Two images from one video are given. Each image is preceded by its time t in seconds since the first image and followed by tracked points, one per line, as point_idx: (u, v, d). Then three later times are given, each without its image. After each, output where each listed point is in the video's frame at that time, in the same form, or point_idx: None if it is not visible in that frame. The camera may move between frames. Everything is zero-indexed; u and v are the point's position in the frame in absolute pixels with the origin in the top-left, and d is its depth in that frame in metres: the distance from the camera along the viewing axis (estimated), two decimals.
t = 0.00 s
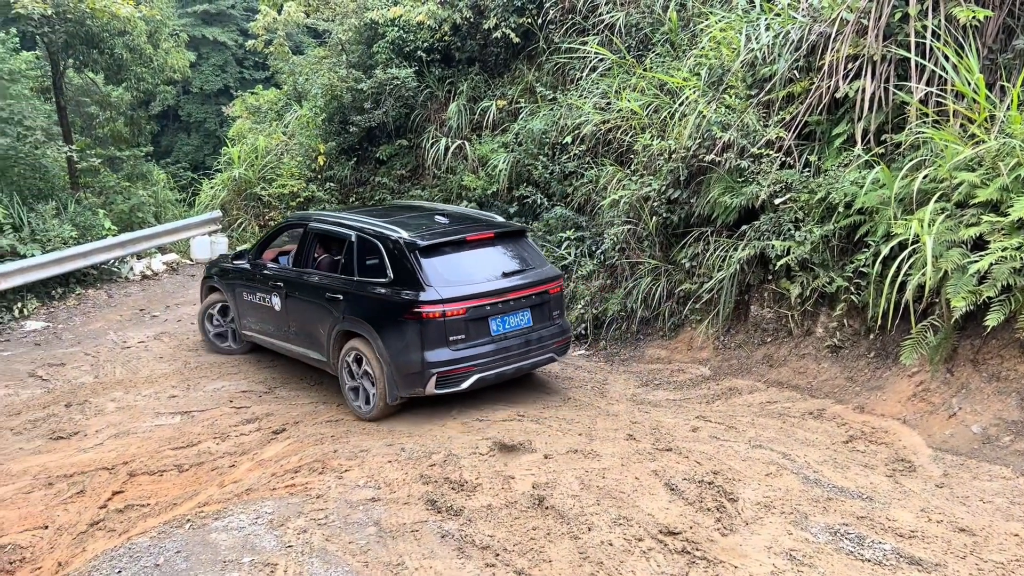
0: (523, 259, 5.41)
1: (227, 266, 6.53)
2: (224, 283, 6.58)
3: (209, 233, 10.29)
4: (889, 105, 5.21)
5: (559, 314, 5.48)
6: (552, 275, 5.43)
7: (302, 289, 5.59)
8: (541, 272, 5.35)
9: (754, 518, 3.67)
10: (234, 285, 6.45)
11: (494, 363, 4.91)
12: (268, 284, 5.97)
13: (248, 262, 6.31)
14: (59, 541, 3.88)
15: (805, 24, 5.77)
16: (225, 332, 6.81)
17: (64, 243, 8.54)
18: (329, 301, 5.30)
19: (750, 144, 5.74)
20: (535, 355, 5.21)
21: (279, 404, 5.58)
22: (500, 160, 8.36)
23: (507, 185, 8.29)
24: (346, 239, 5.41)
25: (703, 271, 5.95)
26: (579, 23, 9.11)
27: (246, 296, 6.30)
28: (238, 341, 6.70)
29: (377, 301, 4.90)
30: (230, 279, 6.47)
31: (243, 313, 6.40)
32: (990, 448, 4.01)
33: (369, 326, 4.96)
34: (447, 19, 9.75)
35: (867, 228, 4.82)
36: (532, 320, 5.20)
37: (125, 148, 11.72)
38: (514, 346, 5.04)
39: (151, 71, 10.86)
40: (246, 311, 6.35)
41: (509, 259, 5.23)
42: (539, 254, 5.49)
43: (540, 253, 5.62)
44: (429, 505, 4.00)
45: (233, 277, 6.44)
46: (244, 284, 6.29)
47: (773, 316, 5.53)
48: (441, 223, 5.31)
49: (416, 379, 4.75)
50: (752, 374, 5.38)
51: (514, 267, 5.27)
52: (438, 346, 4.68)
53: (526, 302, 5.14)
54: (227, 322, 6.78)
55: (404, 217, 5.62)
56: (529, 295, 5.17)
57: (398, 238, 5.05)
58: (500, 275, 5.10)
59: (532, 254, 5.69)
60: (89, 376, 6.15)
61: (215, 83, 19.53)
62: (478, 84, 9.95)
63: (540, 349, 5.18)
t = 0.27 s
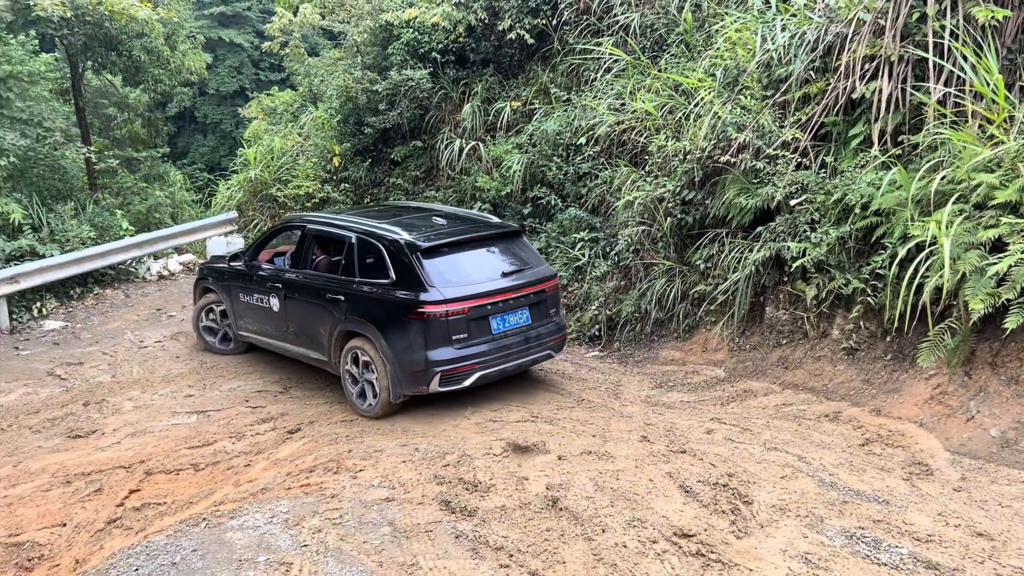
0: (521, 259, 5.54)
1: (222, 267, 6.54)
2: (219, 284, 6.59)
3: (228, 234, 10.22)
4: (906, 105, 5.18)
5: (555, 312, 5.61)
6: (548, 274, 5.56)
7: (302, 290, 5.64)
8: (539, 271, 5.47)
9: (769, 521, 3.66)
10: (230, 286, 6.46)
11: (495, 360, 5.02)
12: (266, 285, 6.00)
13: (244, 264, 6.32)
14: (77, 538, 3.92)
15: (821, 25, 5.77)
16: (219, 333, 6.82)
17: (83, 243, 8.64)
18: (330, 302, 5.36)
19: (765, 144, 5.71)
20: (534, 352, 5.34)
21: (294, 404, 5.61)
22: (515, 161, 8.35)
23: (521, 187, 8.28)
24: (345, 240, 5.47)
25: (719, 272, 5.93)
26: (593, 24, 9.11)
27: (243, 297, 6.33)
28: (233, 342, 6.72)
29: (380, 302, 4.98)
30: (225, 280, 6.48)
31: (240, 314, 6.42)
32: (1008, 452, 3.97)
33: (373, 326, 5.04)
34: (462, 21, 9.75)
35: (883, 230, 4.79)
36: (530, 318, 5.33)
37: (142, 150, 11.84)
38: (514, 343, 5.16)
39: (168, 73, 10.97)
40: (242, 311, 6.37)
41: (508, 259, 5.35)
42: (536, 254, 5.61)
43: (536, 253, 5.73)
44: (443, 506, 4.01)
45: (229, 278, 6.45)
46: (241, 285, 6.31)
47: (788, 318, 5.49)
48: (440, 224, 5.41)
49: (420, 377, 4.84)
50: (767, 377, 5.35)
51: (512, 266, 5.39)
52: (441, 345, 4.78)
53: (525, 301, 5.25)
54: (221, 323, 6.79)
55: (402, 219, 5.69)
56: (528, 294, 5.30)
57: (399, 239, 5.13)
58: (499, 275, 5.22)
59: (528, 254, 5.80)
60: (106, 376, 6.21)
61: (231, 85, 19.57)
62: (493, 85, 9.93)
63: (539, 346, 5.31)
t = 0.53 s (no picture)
0: (521, 257, 5.68)
1: (222, 268, 6.56)
2: (218, 285, 6.62)
3: (247, 236, 10.36)
4: (930, 106, 5.13)
5: (554, 308, 5.76)
6: (548, 272, 5.72)
7: (305, 289, 5.69)
8: (539, 269, 5.63)
9: (791, 524, 3.63)
10: (230, 286, 6.49)
11: (499, 355, 5.17)
12: (268, 285, 6.04)
13: (243, 264, 6.35)
14: (101, 535, 3.96)
15: (843, 25, 5.72)
16: (218, 333, 6.87)
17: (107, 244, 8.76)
18: (335, 301, 5.43)
19: (787, 146, 5.69)
20: (536, 347, 5.50)
21: (314, 404, 5.63)
22: (534, 162, 8.34)
23: (539, 188, 8.27)
24: (349, 240, 5.55)
25: (739, 274, 5.90)
26: (613, 24, 9.08)
27: (243, 297, 6.36)
28: (232, 342, 6.75)
29: (388, 300, 5.09)
30: (225, 281, 6.51)
31: (240, 314, 6.46)
32: None
33: (380, 324, 5.14)
34: (480, 22, 9.60)
35: (906, 232, 4.74)
36: (531, 314, 5.49)
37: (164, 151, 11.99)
38: (517, 339, 5.31)
39: (190, 75, 11.11)
40: (243, 312, 6.41)
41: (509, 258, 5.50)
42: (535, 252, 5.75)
43: (535, 251, 5.86)
44: (462, 506, 4.01)
45: (229, 278, 6.48)
46: (241, 286, 6.34)
47: (809, 320, 5.43)
48: (443, 224, 5.52)
49: (427, 372, 4.97)
50: (788, 379, 5.31)
51: (513, 264, 5.54)
52: (448, 340, 4.92)
53: (526, 297, 5.41)
54: (221, 323, 6.83)
55: (403, 218, 5.79)
56: (529, 291, 5.46)
57: (403, 239, 5.23)
58: (501, 273, 5.36)
59: (527, 252, 5.93)
60: (129, 375, 6.28)
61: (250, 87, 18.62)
62: (512, 87, 9.86)
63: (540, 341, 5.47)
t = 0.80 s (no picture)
0: (529, 259, 5.71)
1: (228, 269, 6.57)
2: (225, 286, 6.64)
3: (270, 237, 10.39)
4: (958, 107, 5.06)
5: (560, 309, 5.79)
6: (554, 273, 5.75)
7: (314, 291, 5.71)
8: (546, 271, 5.66)
9: (815, 528, 3.59)
10: (237, 287, 6.50)
11: (508, 356, 5.21)
12: (276, 286, 6.05)
13: (251, 265, 6.36)
14: (126, 534, 3.99)
15: (868, 25, 5.68)
16: (224, 333, 6.90)
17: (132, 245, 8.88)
18: (345, 303, 5.44)
19: (811, 147, 5.65)
20: (543, 348, 5.54)
21: (335, 404, 5.65)
22: (554, 163, 8.33)
23: (560, 190, 8.28)
24: (358, 242, 5.56)
25: (762, 276, 5.85)
26: (635, 26, 9.04)
27: (250, 298, 6.37)
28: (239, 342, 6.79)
29: (398, 303, 5.10)
30: (232, 281, 6.53)
31: (247, 315, 6.48)
32: None
33: (390, 326, 5.16)
34: (503, 24, 9.73)
35: (933, 234, 4.69)
36: (538, 315, 5.52)
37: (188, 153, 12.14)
38: (525, 340, 5.35)
39: (214, 77, 11.26)
40: (250, 312, 6.43)
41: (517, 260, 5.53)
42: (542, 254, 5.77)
43: (542, 253, 5.88)
44: (485, 508, 4.00)
45: (236, 279, 6.50)
46: (249, 287, 6.36)
47: (834, 323, 5.37)
48: (452, 227, 5.54)
49: (437, 373, 5.00)
50: (811, 382, 5.26)
51: (522, 266, 5.56)
52: (458, 342, 4.95)
53: (534, 299, 5.45)
54: (227, 323, 6.86)
55: (412, 220, 5.81)
56: (537, 293, 5.48)
57: (414, 242, 5.23)
58: (510, 275, 5.38)
59: (533, 253, 5.95)
60: (153, 374, 6.34)
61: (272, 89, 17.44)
62: (533, 88, 9.84)
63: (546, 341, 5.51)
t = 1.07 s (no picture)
0: (536, 262, 5.73)
1: (235, 270, 6.61)
2: (230, 287, 6.68)
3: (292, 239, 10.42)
4: (985, 108, 5.01)
5: (566, 311, 5.81)
6: (561, 276, 5.77)
7: (323, 294, 5.73)
8: (553, 274, 5.67)
9: (840, 534, 3.56)
10: (243, 288, 6.54)
11: (517, 358, 5.24)
12: (284, 288, 6.08)
13: (258, 267, 6.38)
14: (151, 532, 4.03)
15: (894, 26, 5.64)
16: (229, 333, 6.97)
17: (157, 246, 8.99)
18: (356, 305, 5.46)
19: (835, 149, 5.62)
20: (549, 350, 5.57)
21: (357, 405, 5.67)
22: (575, 165, 8.37)
23: (582, 192, 8.29)
24: (368, 245, 5.57)
25: (785, 279, 5.81)
26: (657, 27, 8.97)
27: (258, 300, 6.40)
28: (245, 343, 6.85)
29: (409, 306, 5.12)
30: (238, 282, 6.56)
31: (254, 315, 6.52)
32: None
33: (401, 328, 5.18)
34: (524, 26, 9.75)
35: (960, 237, 4.63)
36: (546, 318, 5.54)
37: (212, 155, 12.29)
38: (533, 343, 5.37)
39: (237, 80, 11.43)
40: (256, 313, 6.47)
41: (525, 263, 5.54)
42: (548, 257, 5.79)
43: (548, 256, 5.90)
44: (507, 510, 3.99)
45: (242, 281, 6.53)
46: (256, 288, 6.38)
47: (858, 327, 5.32)
48: (461, 231, 5.54)
49: (448, 375, 5.02)
50: (835, 387, 5.22)
51: (530, 270, 5.57)
52: (469, 345, 4.95)
53: (542, 302, 5.47)
54: (232, 323, 6.92)
55: (421, 223, 5.81)
56: (545, 296, 5.50)
57: (424, 245, 5.25)
58: (519, 279, 5.40)
59: (539, 256, 5.96)
60: (178, 374, 6.41)
61: (295, 91, 17.48)
62: (554, 90, 9.81)
63: (553, 343, 5.54)
